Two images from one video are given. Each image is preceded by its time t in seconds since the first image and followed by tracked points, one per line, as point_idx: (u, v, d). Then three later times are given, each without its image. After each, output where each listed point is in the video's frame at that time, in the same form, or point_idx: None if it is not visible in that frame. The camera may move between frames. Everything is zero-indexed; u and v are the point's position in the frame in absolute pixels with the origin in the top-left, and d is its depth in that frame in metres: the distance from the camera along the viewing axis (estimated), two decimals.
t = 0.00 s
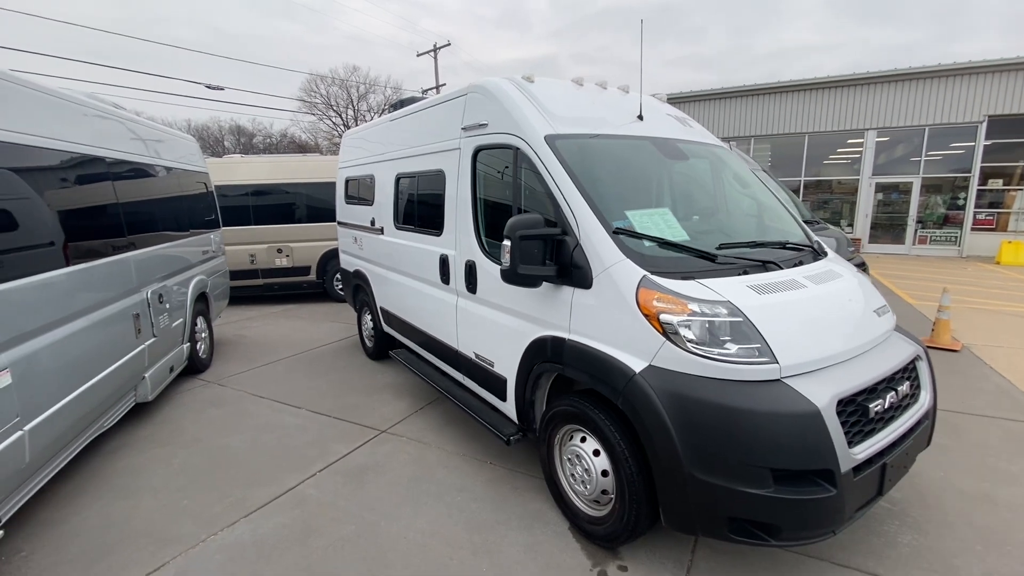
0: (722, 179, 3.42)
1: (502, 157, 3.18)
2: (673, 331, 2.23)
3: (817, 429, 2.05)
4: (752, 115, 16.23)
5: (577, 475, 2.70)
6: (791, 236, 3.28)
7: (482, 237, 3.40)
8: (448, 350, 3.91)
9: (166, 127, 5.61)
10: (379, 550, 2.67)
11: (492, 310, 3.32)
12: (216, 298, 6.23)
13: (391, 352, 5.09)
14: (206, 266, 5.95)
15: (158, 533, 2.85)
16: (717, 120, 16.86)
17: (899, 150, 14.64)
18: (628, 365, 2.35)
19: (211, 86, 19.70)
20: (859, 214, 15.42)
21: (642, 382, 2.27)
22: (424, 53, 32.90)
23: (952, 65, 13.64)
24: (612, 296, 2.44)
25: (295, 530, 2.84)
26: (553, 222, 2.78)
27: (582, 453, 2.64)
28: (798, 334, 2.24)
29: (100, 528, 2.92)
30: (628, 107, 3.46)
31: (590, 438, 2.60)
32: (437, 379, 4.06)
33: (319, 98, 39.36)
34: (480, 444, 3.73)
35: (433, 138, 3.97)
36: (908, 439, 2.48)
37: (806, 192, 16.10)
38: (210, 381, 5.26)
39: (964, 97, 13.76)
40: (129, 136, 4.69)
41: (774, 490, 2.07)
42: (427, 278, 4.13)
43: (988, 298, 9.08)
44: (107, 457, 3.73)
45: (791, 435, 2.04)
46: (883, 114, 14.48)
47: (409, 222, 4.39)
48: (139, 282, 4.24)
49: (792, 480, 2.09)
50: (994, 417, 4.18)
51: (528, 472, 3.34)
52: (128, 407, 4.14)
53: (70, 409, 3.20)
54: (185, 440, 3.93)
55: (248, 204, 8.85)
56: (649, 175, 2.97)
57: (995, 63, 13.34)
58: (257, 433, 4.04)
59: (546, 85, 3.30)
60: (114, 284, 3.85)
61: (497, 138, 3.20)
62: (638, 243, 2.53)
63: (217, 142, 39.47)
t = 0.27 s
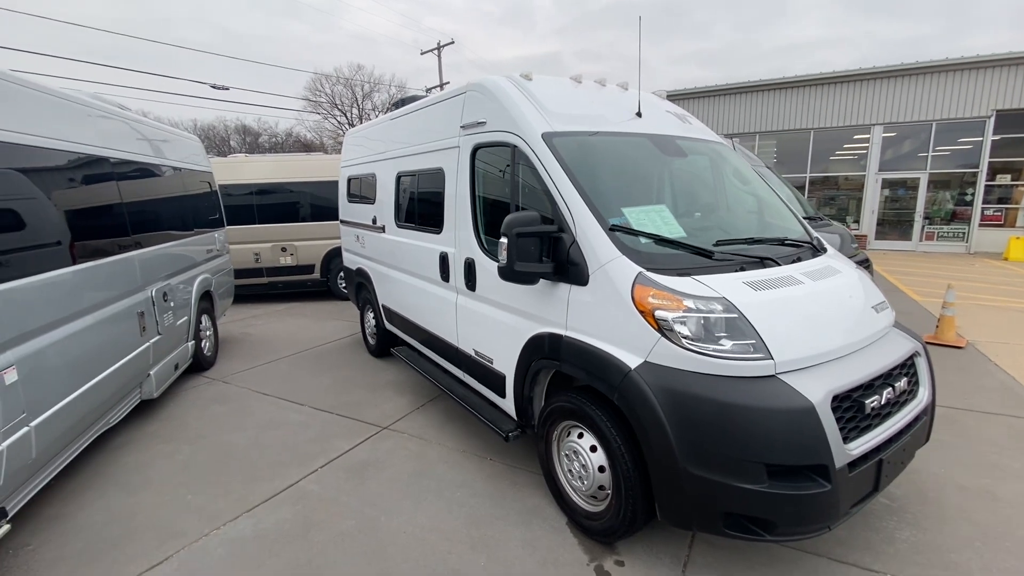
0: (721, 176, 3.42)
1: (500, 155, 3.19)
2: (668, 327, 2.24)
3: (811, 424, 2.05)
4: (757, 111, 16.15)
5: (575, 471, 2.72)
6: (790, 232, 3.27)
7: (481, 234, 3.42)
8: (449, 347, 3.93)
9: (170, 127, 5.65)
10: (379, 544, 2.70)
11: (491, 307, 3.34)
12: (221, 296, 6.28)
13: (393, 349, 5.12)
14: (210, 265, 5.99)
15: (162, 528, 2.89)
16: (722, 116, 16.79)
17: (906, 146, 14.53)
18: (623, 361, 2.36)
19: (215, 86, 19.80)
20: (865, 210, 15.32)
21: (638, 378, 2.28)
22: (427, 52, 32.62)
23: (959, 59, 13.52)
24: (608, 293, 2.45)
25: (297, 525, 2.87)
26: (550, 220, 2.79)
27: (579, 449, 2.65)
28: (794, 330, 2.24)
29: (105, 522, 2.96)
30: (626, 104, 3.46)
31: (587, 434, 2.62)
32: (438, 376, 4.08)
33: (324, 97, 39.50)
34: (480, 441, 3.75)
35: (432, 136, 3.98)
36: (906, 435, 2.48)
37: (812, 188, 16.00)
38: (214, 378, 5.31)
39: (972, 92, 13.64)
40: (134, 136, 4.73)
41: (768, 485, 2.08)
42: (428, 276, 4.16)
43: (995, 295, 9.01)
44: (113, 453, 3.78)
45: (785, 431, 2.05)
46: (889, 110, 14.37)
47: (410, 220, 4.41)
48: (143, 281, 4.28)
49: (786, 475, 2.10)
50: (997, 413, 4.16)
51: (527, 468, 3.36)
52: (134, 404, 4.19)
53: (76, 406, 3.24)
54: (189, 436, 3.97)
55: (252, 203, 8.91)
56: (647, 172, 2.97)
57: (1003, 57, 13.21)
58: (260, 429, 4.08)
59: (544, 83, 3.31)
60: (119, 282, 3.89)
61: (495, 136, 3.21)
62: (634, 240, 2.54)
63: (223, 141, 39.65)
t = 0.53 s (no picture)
0: (719, 170, 3.42)
1: (496, 150, 3.20)
2: (661, 320, 2.25)
3: (802, 416, 2.06)
4: (759, 105, 16.08)
5: (570, 464, 2.74)
6: (787, 225, 3.27)
7: (477, 230, 3.43)
8: (447, 342, 3.95)
9: (171, 125, 5.67)
10: (376, 536, 2.73)
11: (488, 302, 3.36)
12: (223, 293, 6.31)
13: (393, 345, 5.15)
14: (212, 262, 6.03)
15: (164, 521, 2.93)
16: (724, 110, 16.72)
17: (910, 139, 14.45)
18: (617, 355, 2.38)
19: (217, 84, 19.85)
20: (869, 204, 15.25)
21: (631, 372, 2.29)
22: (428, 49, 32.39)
23: (963, 51, 13.42)
24: (602, 287, 2.47)
25: (296, 518, 2.90)
26: (545, 214, 2.80)
27: (574, 442, 2.67)
28: (786, 323, 2.25)
29: (107, 516, 3.00)
30: (622, 98, 3.46)
31: (582, 427, 2.63)
32: (437, 372, 4.10)
33: (326, 94, 39.55)
34: (479, 435, 3.78)
35: (430, 132, 3.99)
36: (900, 428, 2.49)
37: (815, 183, 15.94)
38: (216, 374, 5.36)
39: (976, 84, 13.54)
40: (135, 134, 4.76)
41: (760, 476, 2.09)
42: (426, 272, 4.17)
43: (999, 288, 8.97)
44: (116, 448, 3.82)
45: (777, 423, 2.06)
46: (894, 103, 14.28)
47: (408, 216, 4.42)
48: (144, 278, 4.30)
49: (778, 467, 2.11)
50: (997, 407, 4.16)
51: (525, 462, 3.38)
52: (136, 400, 4.23)
53: (78, 401, 3.28)
54: (191, 431, 4.01)
55: (254, 200, 8.94)
56: (642, 166, 2.97)
57: (1007, 49, 13.10)
58: (261, 424, 4.11)
59: (539, 78, 3.31)
60: (120, 280, 3.92)
61: (491, 132, 3.22)
62: (628, 234, 2.55)
63: (226, 139, 39.75)
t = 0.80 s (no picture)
0: (712, 164, 3.41)
1: (489, 146, 3.20)
2: (650, 314, 2.26)
3: (791, 409, 2.07)
4: (759, 99, 16.04)
5: (563, 458, 2.75)
6: (780, 219, 3.27)
7: (471, 226, 3.44)
8: (443, 338, 3.97)
9: (168, 123, 5.67)
10: (371, 531, 2.75)
11: (482, 297, 3.37)
12: (221, 291, 6.33)
13: (390, 342, 5.17)
14: (210, 259, 6.04)
15: (160, 516, 2.95)
16: (724, 105, 16.68)
17: (911, 133, 14.39)
18: (608, 349, 2.39)
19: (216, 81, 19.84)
20: (869, 198, 15.20)
21: (621, 366, 2.30)
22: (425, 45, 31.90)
23: (964, 44, 13.36)
24: (593, 282, 2.47)
25: (291, 513, 2.92)
26: (537, 210, 2.81)
27: (566, 436, 2.69)
28: (776, 316, 2.25)
29: (105, 511, 3.03)
30: (616, 92, 3.45)
31: (575, 421, 2.65)
32: (433, 367, 4.12)
33: (326, 92, 39.54)
34: (474, 430, 3.79)
35: (424, 128, 3.99)
36: (890, 420, 2.50)
37: (815, 177, 15.90)
38: (215, 371, 5.38)
39: (977, 77, 13.48)
40: (132, 132, 4.76)
41: (749, 469, 2.10)
42: (422, 268, 4.18)
43: (999, 282, 8.95)
44: (114, 445, 3.84)
45: (766, 415, 2.07)
46: (894, 96, 14.22)
47: (404, 213, 4.43)
48: (141, 275, 4.30)
49: (767, 460, 2.12)
50: (992, 400, 4.16)
51: (519, 456, 3.40)
52: (134, 397, 4.25)
53: (75, 398, 3.30)
54: (189, 428, 4.04)
55: (253, 198, 8.96)
56: (635, 161, 2.97)
57: (1009, 42, 13.03)
58: (258, 421, 4.14)
59: (532, 73, 3.31)
60: (117, 278, 3.93)
61: (484, 127, 3.22)
62: (619, 229, 2.55)
63: (227, 137, 39.74)
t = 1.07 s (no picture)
0: (705, 159, 3.41)
1: (481, 141, 3.20)
2: (641, 309, 2.27)
3: (780, 402, 2.08)
4: (756, 94, 16.04)
5: (556, 453, 2.76)
6: (773, 214, 3.27)
7: (464, 222, 3.44)
8: (437, 334, 3.97)
9: (161, 121, 5.65)
10: (363, 527, 2.76)
11: (475, 294, 3.37)
12: (217, 289, 6.33)
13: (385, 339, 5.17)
14: (205, 258, 6.02)
15: (154, 514, 2.96)
16: (721, 100, 16.67)
17: (907, 127, 14.39)
18: (598, 344, 2.39)
19: (212, 78, 19.78)
20: (866, 193, 15.21)
21: (612, 361, 2.31)
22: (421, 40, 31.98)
23: (961, 38, 13.35)
24: (584, 277, 2.48)
25: (285, 510, 2.93)
26: (529, 205, 2.81)
27: (559, 431, 2.69)
28: (766, 311, 2.25)
29: (99, 510, 3.03)
30: (608, 87, 3.44)
31: (567, 416, 2.65)
32: (428, 364, 4.12)
33: (323, 89, 39.44)
34: (469, 426, 3.80)
35: (417, 125, 3.99)
36: (881, 413, 2.51)
37: (812, 172, 15.90)
38: (211, 369, 5.38)
39: (974, 71, 13.48)
40: (125, 131, 4.74)
41: (739, 462, 2.11)
42: (416, 265, 4.19)
43: (995, 276, 8.97)
44: (109, 444, 3.85)
45: (756, 409, 2.07)
46: (891, 91, 14.22)
47: (398, 209, 4.43)
48: (134, 274, 4.29)
49: (756, 453, 2.13)
50: (985, 393, 4.18)
51: (513, 452, 3.41)
52: (129, 395, 4.26)
53: (68, 397, 3.30)
54: (184, 426, 4.04)
55: (249, 196, 8.95)
56: (626, 156, 2.97)
57: (1005, 35, 13.03)
58: (254, 418, 4.14)
59: (524, 68, 3.30)
60: (110, 276, 3.92)
61: (476, 123, 3.22)
62: (610, 224, 2.55)
63: (223, 134, 39.60)
